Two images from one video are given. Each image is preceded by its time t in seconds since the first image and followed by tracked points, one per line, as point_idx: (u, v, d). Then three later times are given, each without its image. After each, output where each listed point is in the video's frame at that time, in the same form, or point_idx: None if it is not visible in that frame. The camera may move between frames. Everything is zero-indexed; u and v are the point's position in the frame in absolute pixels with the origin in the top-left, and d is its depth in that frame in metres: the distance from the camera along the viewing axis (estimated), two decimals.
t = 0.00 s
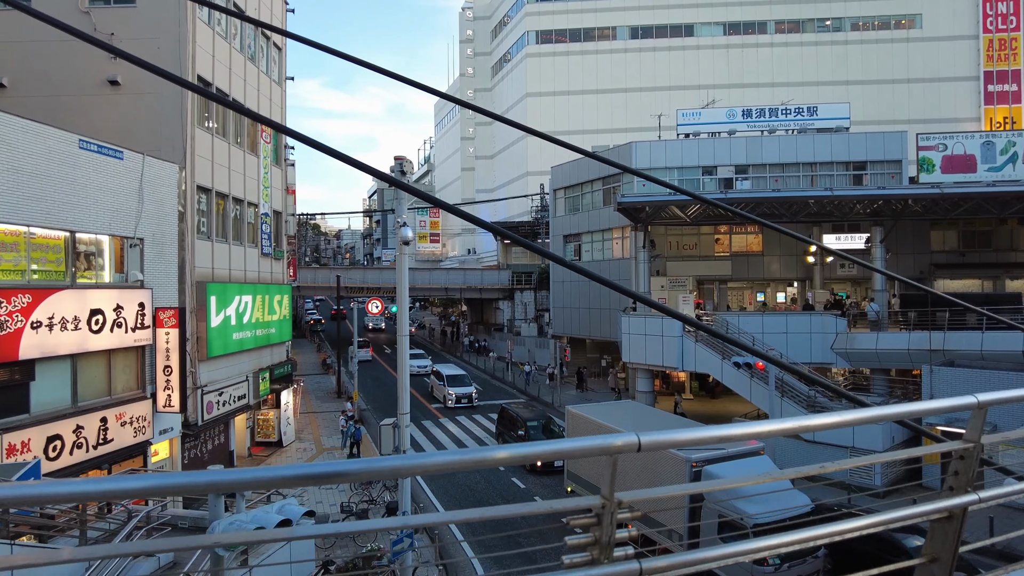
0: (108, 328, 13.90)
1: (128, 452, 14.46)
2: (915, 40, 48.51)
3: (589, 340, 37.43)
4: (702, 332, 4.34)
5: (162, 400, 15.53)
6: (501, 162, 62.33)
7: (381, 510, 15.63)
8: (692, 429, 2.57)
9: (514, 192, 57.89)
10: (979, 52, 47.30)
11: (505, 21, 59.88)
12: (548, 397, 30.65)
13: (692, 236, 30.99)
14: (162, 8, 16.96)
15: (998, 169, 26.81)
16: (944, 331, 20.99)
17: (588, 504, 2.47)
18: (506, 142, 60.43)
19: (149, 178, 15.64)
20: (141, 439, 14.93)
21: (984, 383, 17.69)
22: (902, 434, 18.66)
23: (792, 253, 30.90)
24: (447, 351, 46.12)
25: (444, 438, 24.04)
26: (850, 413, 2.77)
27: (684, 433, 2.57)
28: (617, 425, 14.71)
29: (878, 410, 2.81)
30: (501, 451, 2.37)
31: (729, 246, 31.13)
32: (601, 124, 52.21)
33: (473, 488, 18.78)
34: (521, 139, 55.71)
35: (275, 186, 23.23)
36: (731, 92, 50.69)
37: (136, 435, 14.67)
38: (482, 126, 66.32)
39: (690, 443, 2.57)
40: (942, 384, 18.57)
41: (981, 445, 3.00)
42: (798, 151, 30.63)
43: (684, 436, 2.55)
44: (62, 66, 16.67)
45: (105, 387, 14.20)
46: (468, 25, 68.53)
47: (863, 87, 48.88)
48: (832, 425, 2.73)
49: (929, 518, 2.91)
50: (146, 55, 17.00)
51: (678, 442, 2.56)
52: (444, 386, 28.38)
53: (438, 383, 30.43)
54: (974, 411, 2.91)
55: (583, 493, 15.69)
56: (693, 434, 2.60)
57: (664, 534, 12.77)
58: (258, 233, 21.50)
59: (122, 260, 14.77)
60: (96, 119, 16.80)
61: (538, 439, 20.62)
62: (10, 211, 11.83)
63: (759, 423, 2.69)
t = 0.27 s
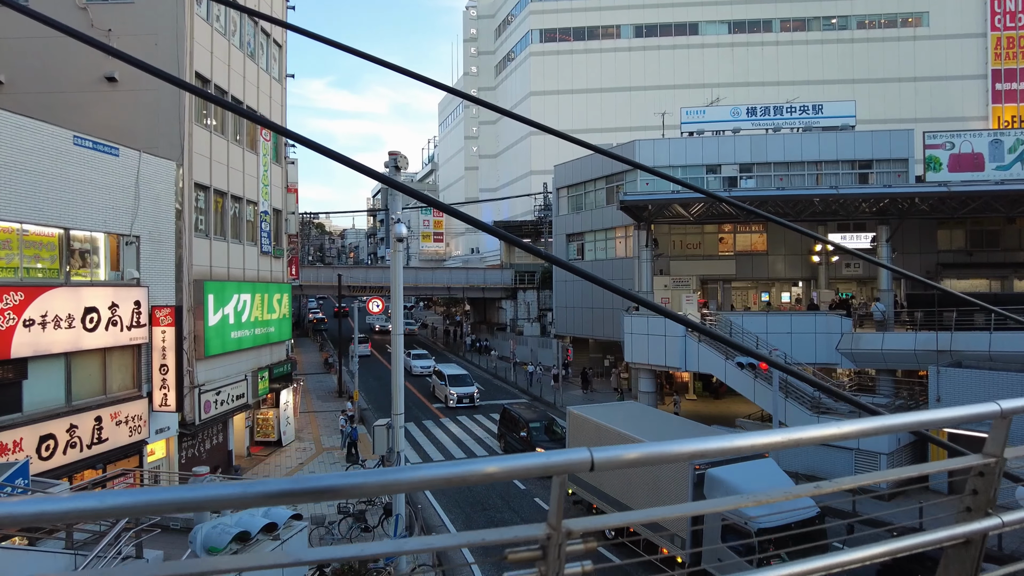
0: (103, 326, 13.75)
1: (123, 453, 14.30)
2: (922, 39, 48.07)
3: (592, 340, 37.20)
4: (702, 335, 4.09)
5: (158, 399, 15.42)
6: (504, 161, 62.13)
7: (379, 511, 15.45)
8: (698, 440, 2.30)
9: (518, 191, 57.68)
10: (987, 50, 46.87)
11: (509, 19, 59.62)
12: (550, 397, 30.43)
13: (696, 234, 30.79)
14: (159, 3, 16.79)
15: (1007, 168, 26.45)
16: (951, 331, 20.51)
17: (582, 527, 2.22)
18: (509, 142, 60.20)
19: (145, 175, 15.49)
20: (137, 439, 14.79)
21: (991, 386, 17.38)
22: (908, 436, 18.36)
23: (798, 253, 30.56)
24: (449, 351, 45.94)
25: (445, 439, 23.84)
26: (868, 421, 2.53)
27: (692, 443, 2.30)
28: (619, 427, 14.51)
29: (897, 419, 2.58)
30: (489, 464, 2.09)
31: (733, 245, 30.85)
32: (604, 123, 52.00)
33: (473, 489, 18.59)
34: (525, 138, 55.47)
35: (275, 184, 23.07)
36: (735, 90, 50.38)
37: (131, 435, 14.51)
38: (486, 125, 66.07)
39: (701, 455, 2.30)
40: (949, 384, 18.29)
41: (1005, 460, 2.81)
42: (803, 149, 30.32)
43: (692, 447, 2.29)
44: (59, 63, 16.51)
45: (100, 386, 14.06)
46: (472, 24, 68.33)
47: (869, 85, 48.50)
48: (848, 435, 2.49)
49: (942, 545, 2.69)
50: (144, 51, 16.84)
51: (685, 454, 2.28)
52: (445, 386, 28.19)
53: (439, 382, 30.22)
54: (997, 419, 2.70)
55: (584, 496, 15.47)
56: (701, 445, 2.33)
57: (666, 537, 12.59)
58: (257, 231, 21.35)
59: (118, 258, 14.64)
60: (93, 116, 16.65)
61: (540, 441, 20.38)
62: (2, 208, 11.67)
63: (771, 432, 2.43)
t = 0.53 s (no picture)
0: (96, 326, 13.59)
1: (116, 453, 14.14)
2: (927, 36, 47.67)
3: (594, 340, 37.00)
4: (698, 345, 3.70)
5: (153, 400, 15.26)
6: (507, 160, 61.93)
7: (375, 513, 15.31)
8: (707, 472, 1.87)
9: (520, 190, 57.48)
10: (993, 48, 46.47)
11: (512, 17, 59.37)
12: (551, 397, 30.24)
13: (698, 234, 30.56)
14: None
15: (1014, 166, 26.11)
16: (957, 332, 20.07)
17: None
18: (512, 141, 60.00)
19: (140, 172, 15.33)
20: (131, 439, 14.61)
21: (997, 388, 17.07)
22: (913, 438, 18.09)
23: (801, 252, 30.27)
24: (451, 350, 45.78)
25: (444, 439, 23.63)
26: (895, 448, 2.12)
27: (699, 477, 1.87)
28: (619, 429, 14.27)
29: (923, 445, 2.19)
30: (481, 503, 1.66)
31: (736, 244, 30.57)
32: (607, 121, 51.75)
33: (471, 490, 18.39)
34: (528, 137, 55.25)
35: (273, 182, 22.90)
36: (739, 88, 50.05)
37: (125, 435, 14.34)
38: (489, 124, 65.83)
39: (711, 492, 1.87)
40: (954, 386, 18.01)
41: None
42: (807, 148, 30.03)
43: (702, 481, 1.86)
44: (53, 60, 16.34)
45: (93, 386, 13.92)
46: (474, 22, 68.12)
47: (874, 83, 48.15)
48: (872, 468, 2.08)
49: None
50: (139, 48, 16.69)
51: (692, 492, 1.85)
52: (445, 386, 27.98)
53: (440, 382, 30.03)
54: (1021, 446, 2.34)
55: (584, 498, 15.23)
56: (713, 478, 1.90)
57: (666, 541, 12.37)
58: (254, 229, 21.18)
59: (112, 256, 14.47)
60: (88, 113, 16.49)
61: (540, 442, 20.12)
62: None
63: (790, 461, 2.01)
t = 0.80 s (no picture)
0: (89, 326, 13.46)
1: (110, 454, 14.02)
2: (932, 34, 47.32)
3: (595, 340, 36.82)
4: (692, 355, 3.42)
5: (147, 400, 15.14)
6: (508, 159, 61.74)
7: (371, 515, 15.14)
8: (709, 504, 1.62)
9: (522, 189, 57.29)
10: (998, 46, 46.11)
11: (513, 16, 59.15)
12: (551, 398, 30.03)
13: (700, 233, 30.38)
14: None
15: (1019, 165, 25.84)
16: (961, 332, 19.93)
17: None
18: (513, 140, 59.82)
19: (134, 171, 15.21)
20: (125, 440, 14.49)
21: (1001, 390, 16.90)
22: (917, 439, 17.86)
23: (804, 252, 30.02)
24: (452, 350, 45.63)
25: (443, 440, 23.45)
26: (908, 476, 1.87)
27: (696, 511, 1.62)
28: (619, 431, 14.05)
29: (930, 477, 1.92)
30: (492, 544, 1.45)
31: (738, 244, 30.33)
32: (609, 120, 51.52)
33: (469, 491, 18.21)
34: (529, 136, 55.04)
35: (271, 181, 22.77)
36: (742, 87, 49.76)
37: (119, 436, 14.22)
38: (490, 123, 65.65)
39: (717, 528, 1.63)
40: (959, 387, 17.75)
41: None
42: (810, 146, 29.77)
43: (699, 516, 1.60)
44: (47, 57, 16.20)
45: (86, 387, 13.79)
46: (476, 21, 67.95)
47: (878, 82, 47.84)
48: (875, 500, 1.79)
49: None
50: (135, 46, 16.55)
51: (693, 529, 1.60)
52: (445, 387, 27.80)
53: (440, 383, 29.81)
54: None
55: (583, 501, 15.00)
56: (710, 512, 1.65)
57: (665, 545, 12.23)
58: (252, 228, 21.05)
59: (106, 255, 14.35)
60: (82, 112, 16.35)
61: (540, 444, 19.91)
62: None
63: (779, 493, 1.75)
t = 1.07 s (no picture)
0: (83, 328, 13.34)
1: (105, 457, 13.90)
2: (938, 34, 46.95)
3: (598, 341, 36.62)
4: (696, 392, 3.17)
5: (143, 403, 15.02)
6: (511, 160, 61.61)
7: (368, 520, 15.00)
8: None
9: (525, 190, 57.15)
10: (1005, 45, 45.69)
11: (516, 17, 58.99)
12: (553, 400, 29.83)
13: (703, 234, 30.14)
14: None
15: None
16: (967, 334, 19.60)
17: None
18: (517, 141, 59.68)
19: (130, 172, 15.10)
20: (120, 443, 14.37)
21: (1007, 394, 16.66)
22: (922, 443, 17.60)
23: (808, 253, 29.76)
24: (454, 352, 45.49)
25: (444, 443, 23.27)
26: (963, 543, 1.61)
27: None
28: (619, 436, 13.82)
29: (970, 544, 1.61)
30: None
31: (741, 245, 30.06)
32: (612, 121, 51.33)
33: (467, 495, 18.04)
34: (532, 136, 54.87)
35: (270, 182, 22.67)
36: (745, 87, 49.49)
37: (113, 439, 14.10)
38: (493, 124, 65.48)
39: None
40: (964, 391, 17.52)
41: None
42: (813, 146, 29.50)
43: None
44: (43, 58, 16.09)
45: (80, 390, 13.67)
46: (479, 22, 67.82)
47: (883, 82, 47.52)
48: (908, 573, 1.50)
49: None
50: (131, 47, 16.46)
51: None
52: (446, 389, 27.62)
53: (441, 385, 29.62)
54: None
55: (583, 507, 14.81)
56: None
57: (666, 553, 12.04)
58: (251, 230, 20.95)
59: (100, 257, 14.24)
60: (78, 112, 16.25)
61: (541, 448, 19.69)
62: None
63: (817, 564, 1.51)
